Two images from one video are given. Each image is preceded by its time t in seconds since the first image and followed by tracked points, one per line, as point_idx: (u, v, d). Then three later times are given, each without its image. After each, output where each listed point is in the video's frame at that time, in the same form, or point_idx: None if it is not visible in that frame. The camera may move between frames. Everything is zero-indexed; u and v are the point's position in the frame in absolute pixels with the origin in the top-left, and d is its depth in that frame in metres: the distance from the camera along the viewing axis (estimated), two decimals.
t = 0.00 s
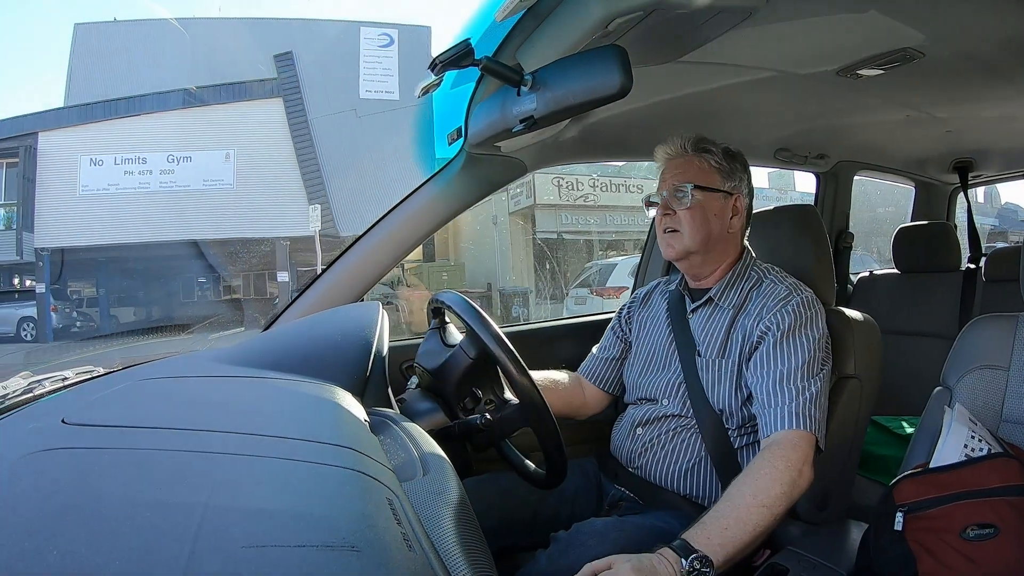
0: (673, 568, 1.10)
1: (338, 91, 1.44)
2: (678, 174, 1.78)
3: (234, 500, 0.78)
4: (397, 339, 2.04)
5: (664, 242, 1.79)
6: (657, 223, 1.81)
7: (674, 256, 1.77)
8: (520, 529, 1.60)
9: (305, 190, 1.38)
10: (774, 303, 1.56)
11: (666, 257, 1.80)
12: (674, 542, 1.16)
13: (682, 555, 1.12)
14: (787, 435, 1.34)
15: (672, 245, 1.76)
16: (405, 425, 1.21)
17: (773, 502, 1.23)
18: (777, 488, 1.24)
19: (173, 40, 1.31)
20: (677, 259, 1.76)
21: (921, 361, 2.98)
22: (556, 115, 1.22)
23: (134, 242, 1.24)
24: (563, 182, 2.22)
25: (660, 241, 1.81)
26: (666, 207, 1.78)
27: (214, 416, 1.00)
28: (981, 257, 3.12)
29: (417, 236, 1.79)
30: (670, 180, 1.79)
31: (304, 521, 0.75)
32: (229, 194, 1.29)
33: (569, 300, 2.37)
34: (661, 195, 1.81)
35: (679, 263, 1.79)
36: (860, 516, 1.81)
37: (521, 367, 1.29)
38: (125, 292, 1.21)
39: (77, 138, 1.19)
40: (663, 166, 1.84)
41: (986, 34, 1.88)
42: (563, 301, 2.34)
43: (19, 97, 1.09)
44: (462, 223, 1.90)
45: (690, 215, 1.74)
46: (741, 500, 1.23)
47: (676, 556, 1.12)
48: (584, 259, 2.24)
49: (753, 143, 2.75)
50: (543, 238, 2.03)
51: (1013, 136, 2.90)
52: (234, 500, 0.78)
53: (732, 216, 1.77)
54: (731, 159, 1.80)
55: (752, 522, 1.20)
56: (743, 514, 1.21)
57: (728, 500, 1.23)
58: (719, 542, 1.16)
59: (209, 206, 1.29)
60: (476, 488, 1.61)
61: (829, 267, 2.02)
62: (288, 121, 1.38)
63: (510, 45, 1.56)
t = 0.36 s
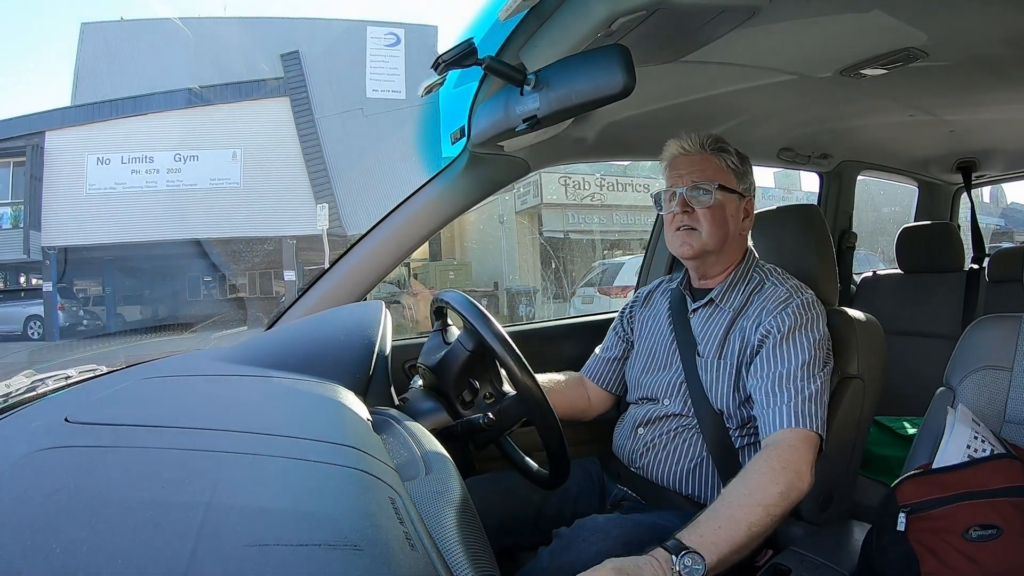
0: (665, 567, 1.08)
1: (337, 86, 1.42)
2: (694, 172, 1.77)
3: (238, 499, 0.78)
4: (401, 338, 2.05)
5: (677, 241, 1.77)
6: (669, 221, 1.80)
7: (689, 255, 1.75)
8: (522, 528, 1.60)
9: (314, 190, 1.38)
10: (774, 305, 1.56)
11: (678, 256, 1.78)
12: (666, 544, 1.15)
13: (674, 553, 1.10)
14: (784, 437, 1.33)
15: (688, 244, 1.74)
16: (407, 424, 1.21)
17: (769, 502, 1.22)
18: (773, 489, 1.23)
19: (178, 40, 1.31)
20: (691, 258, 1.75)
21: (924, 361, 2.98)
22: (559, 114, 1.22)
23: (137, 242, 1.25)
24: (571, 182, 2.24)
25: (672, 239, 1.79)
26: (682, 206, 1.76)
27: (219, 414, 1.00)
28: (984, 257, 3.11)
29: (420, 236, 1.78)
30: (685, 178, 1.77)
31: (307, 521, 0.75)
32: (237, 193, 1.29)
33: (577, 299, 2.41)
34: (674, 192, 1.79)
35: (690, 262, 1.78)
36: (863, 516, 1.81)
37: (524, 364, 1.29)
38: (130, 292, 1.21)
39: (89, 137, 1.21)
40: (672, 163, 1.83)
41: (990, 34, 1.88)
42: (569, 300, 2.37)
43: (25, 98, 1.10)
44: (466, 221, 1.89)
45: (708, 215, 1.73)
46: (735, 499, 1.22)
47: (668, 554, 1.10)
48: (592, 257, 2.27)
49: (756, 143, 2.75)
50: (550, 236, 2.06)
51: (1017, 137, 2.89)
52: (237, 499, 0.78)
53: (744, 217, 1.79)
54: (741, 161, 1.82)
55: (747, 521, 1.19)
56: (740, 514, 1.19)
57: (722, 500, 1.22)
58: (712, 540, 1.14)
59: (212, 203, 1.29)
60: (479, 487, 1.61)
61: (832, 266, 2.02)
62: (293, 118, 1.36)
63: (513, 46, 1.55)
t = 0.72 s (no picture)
0: None
1: (327, 84, 1.43)
2: (689, 173, 1.77)
3: (231, 499, 0.78)
4: (393, 338, 2.04)
5: (672, 241, 1.77)
6: (663, 220, 1.80)
7: (683, 256, 1.76)
8: (515, 528, 1.60)
9: (306, 190, 1.38)
10: (760, 306, 1.57)
11: (672, 256, 1.78)
12: (638, 551, 1.11)
13: (650, 564, 1.07)
14: (758, 430, 1.34)
15: (683, 244, 1.74)
16: (399, 424, 1.20)
17: (744, 501, 1.21)
18: (747, 486, 1.23)
19: (171, 39, 1.31)
20: (685, 259, 1.76)
21: (916, 362, 2.99)
22: (553, 114, 1.22)
23: (130, 239, 1.25)
24: (563, 181, 2.25)
25: (666, 240, 1.79)
26: (677, 206, 1.77)
27: (211, 413, 1.00)
28: (976, 259, 3.13)
29: (412, 237, 1.77)
30: (680, 179, 1.77)
31: (300, 521, 0.75)
32: (228, 190, 1.29)
33: (569, 298, 2.41)
34: (668, 192, 1.79)
35: (683, 262, 1.78)
36: (855, 516, 1.81)
37: (514, 363, 1.29)
38: (123, 291, 1.22)
39: (78, 136, 1.18)
40: (666, 164, 1.83)
41: (981, 38, 1.89)
42: (562, 300, 2.36)
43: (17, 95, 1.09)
44: (460, 220, 1.88)
45: (702, 216, 1.74)
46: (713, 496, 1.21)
47: (642, 565, 1.07)
48: (583, 256, 2.27)
49: (749, 144, 2.76)
50: (543, 235, 2.05)
51: (1009, 139, 2.91)
52: (230, 499, 0.78)
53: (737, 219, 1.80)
54: (735, 163, 1.83)
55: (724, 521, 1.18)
56: (717, 514, 1.19)
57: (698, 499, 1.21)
58: (689, 547, 1.13)
59: (204, 203, 1.28)
60: (473, 487, 1.61)
61: (825, 267, 2.03)
62: (287, 120, 1.37)
63: (507, 45, 1.58)
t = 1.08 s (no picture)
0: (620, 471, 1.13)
1: (316, 82, 1.43)
2: (676, 173, 1.78)
3: (219, 500, 0.78)
4: (382, 337, 2.04)
5: (658, 241, 1.78)
6: (650, 221, 1.81)
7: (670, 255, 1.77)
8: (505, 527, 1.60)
9: (293, 187, 1.37)
10: (754, 299, 1.59)
11: (659, 255, 1.79)
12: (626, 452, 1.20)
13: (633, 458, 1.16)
14: (768, 408, 1.35)
15: (670, 244, 1.75)
16: (388, 424, 1.20)
17: (744, 450, 1.23)
18: (748, 439, 1.25)
19: (160, 36, 1.30)
20: (672, 258, 1.77)
21: (904, 361, 3.02)
22: (542, 114, 1.22)
23: (116, 239, 1.24)
24: (551, 181, 2.27)
25: (654, 239, 1.80)
26: (663, 205, 1.78)
27: (197, 414, 0.99)
28: (962, 259, 3.16)
29: (400, 237, 1.76)
30: (666, 179, 1.78)
31: (289, 521, 0.75)
32: (218, 190, 1.27)
33: (557, 298, 2.41)
34: (656, 192, 1.80)
35: (671, 262, 1.80)
36: (842, 514, 1.83)
37: (503, 359, 1.29)
38: (110, 291, 1.23)
39: (65, 134, 1.17)
40: (653, 164, 1.84)
41: (967, 40, 1.91)
42: (551, 299, 2.38)
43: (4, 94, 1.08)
44: (447, 220, 1.87)
45: (689, 215, 1.75)
46: (715, 442, 1.23)
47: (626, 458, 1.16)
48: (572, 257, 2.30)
49: (738, 144, 2.77)
50: (530, 234, 2.10)
51: (995, 141, 2.94)
52: (217, 499, 0.78)
53: (724, 218, 1.81)
54: (722, 164, 1.84)
55: (720, 466, 1.21)
56: (713, 458, 1.21)
57: (696, 440, 1.23)
58: (679, 461, 1.18)
59: (192, 204, 1.27)
60: (462, 486, 1.61)
61: (812, 268, 2.05)
62: (275, 116, 1.37)
63: (496, 45, 1.57)
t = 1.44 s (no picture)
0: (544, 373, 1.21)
1: (307, 80, 1.41)
2: (667, 174, 1.79)
3: (209, 501, 0.77)
4: (372, 337, 2.04)
5: (647, 239, 1.79)
6: (640, 219, 1.81)
7: (659, 254, 1.78)
8: (496, 527, 1.60)
9: (283, 185, 1.35)
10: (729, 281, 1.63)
11: (647, 253, 1.80)
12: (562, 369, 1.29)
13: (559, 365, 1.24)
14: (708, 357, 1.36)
15: (660, 241, 1.77)
16: (379, 424, 1.19)
17: (669, 372, 1.26)
18: (673, 363, 1.28)
19: (148, 32, 1.25)
20: (662, 256, 1.78)
21: (894, 360, 3.03)
22: (533, 113, 1.22)
23: (107, 238, 1.25)
24: (542, 180, 2.28)
25: (643, 237, 1.81)
26: (654, 205, 1.78)
27: (186, 414, 0.99)
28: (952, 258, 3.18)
29: (389, 237, 1.77)
30: (657, 179, 1.79)
31: (280, 522, 0.75)
32: (208, 189, 1.30)
33: (548, 297, 2.42)
34: (646, 192, 1.80)
35: (658, 259, 1.81)
36: (832, 512, 1.84)
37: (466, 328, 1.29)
38: (100, 291, 1.23)
39: (55, 133, 1.16)
40: (642, 167, 1.86)
41: (958, 41, 1.92)
42: (541, 298, 2.39)
43: None
44: (438, 219, 1.89)
45: (679, 216, 1.76)
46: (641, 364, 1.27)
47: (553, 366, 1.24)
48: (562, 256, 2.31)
49: (729, 145, 2.78)
50: (521, 235, 2.13)
51: (985, 141, 2.96)
52: (208, 500, 0.77)
53: (710, 220, 1.83)
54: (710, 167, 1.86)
55: (648, 383, 1.24)
56: (639, 372, 1.25)
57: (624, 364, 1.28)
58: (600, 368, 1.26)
59: (180, 201, 1.29)
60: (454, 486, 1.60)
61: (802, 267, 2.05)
62: (266, 117, 1.34)
63: (488, 44, 1.57)
